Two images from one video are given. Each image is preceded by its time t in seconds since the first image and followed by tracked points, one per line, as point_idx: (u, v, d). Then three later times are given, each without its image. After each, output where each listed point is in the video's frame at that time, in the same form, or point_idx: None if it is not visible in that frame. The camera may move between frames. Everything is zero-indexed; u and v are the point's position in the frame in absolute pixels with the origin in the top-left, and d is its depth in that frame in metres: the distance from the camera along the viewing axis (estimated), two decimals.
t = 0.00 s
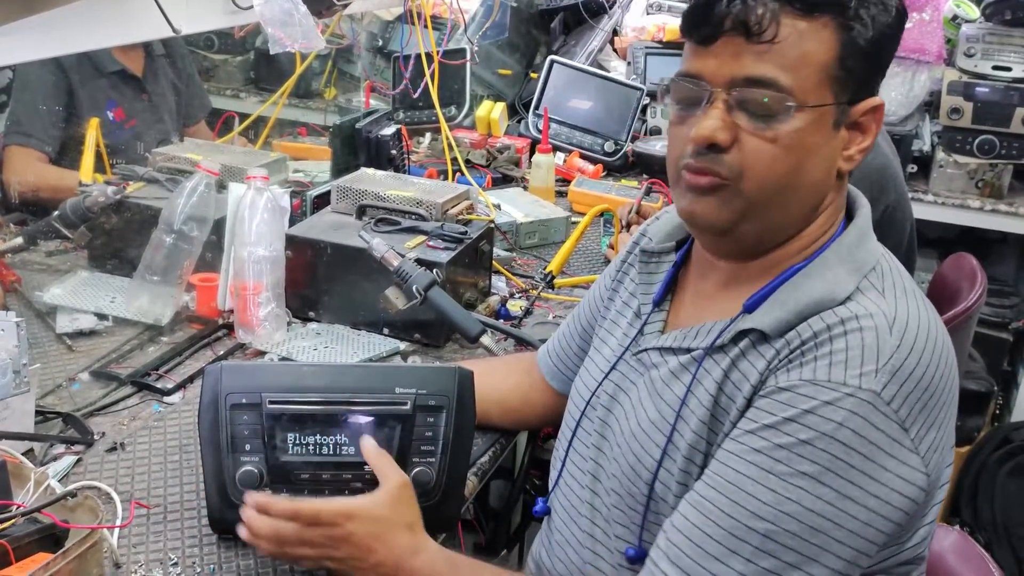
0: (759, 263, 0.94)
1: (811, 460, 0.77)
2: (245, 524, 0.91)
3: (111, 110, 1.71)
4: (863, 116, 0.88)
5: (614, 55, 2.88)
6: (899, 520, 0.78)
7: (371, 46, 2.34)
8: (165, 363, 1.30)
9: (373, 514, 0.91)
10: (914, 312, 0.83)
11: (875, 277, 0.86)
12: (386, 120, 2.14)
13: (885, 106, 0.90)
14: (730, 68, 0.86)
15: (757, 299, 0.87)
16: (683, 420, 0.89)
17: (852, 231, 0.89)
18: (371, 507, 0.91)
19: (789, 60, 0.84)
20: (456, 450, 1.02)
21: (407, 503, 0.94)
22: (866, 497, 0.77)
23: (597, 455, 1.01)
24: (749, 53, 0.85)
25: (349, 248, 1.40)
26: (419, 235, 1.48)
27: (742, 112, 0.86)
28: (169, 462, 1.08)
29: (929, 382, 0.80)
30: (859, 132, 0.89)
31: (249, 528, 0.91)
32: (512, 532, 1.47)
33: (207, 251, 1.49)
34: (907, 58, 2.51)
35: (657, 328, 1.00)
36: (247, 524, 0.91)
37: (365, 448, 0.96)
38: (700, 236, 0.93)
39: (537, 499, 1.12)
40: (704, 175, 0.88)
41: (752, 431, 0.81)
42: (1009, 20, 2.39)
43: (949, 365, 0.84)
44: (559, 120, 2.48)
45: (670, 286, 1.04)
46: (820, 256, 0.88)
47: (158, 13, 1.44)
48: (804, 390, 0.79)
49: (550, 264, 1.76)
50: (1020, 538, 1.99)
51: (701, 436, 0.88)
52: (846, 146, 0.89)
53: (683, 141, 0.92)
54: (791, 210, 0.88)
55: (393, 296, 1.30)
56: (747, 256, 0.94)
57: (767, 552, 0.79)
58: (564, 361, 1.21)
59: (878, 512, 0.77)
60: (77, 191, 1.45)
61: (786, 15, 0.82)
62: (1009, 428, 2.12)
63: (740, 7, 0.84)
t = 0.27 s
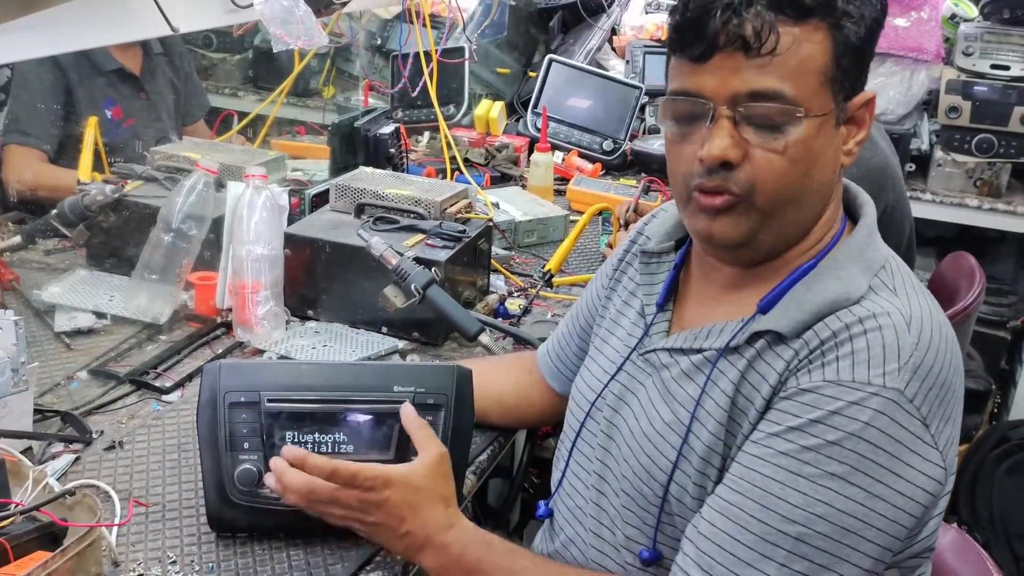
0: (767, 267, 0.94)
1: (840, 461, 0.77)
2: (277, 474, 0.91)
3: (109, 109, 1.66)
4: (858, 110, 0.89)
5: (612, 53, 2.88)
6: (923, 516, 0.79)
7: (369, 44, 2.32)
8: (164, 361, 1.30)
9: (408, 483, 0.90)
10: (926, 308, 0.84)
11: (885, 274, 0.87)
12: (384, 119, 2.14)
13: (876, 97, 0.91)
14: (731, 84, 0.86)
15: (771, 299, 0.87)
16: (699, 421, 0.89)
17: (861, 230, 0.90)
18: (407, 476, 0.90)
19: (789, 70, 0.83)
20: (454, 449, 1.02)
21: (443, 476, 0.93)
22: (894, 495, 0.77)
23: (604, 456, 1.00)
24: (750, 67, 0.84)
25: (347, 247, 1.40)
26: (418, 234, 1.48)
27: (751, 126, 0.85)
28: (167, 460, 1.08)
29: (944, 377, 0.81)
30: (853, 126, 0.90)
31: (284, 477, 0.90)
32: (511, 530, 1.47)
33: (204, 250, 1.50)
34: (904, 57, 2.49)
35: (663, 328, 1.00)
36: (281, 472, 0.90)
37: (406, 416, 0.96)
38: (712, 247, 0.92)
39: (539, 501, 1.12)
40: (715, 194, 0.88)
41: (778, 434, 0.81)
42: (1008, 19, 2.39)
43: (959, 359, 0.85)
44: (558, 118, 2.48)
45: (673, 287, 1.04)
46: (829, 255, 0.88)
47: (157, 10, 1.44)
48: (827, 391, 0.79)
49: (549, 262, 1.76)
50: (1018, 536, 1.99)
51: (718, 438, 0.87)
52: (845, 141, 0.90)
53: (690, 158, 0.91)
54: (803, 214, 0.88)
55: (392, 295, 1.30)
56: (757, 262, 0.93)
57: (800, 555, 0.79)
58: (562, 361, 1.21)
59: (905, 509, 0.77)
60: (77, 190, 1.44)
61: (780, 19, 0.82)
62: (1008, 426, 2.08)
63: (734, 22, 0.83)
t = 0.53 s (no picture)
0: (760, 256, 0.93)
1: (836, 463, 0.78)
2: (292, 527, 0.94)
3: (106, 106, 1.65)
4: (862, 117, 0.90)
5: (610, 51, 2.88)
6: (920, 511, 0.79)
7: (367, 42, 2.32)
8: (161, 358, 1.30)
9: (418, 522, 0.94)
10: (914, 303, 0.84)
11: (874, 271, 0.87)
12: (381, 117, 2.14)
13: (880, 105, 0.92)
14: (753, 53, 0.86)
15: (762, 294, 0.87)
16: (692, 422, 0.89)
17: (850, 225, 0.91)
18: (416, 516, 0.94)
19: (811, 50, 0.84)
20: (452, 445, 1.02)
21: (450, 514, 0.97)
22: (891, 493, 0.77)
23: (597, 456, 1.01)
24: (772, 41, 0.85)
25: (344, 244, 1.40)
26: (415, 231, 1.48)
27: (764, 101, 0.85)
28: (164, 457, 1.08)
29: (934, 372, 0.81)
30: (857, 131, 0.91)
31: (297, 530, 0.93)
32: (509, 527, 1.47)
33: (202, 247, 1.50)
34: (903, 55, 2.51)
35: (654, 325, 1.00)
36: (295, 527, 0.93)
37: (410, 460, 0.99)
38: (711, 224, 0.91)
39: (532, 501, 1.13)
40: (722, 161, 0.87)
41: (773, 438, 0.81)
42: (1005, 16, 2.41)
43: (949, 353, 0.86)
44: (556, 116, 2.48)
45: (663, 285, 1.04)
46: (820, 251, 0.88)
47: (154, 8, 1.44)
48: (820, 393, 0.79)
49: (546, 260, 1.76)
50: (1015, 534, 2.00)
51: (711, 438, 0.87)
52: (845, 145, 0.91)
53: (698, 124, 0.91)
54: (802, 202, 0.88)
55: (389, 292, 1.30)
56: (751, 248, 0.93)
57: (803, 559, 0.79)
58: (554, 358, 1.20)
59: (902, 507, 0.78)
60: (74, 187, 1.44)
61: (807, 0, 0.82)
62: (1004, 425, 2.11)
63: None
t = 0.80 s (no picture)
0: (750, 256, 0.94)
1: (827, 459, 0.78)
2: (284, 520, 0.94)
3: (100, 103, 1.76)
4: (853, 110, 0.90)
5: (603, 49, 2.89)
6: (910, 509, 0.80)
7: (360, 39, 2.36)
8: (153, 356, 1.30)
9: (409, 516, 0.95)
10: (905, 301, 0.85)
11: (865, 268, 0.88)
12: (375, 114, 2.10)
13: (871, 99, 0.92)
14: (738, 60, 0.86)
15: (755, 293, 0.88)
16: (684, 420, 0.89)
17: (841, 223, 0.91)
18: (407, 510, 0.95)
19: (794, 54, 0.84)
20: (445, 443, 1.02)
21: (442, 509, 0.98)
22: (881, 490, 0.78)
23: (589, 453, 1.01)
24: (756, 46, 0.85)
25: (337, 241, 1.40)
26: (408, 229, 1.48)
27: (752, 105, 0.86)
28: (157, 454, 1.08)
29: (926, 370, 0.82)
30: (847, 126, 0.91)
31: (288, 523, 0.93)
32: (502, 523, 1.48)
33: (194, 245, 1.49)
34: (894, 52, 2.52)
35: (645, 324, 1.01)
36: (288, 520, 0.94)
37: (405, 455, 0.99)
38: (702, 227, 0.92)
39: (525, 499, 1.13)
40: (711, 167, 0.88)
41: (764, 435, 0.82)
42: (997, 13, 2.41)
43: (939, 351, 0.86)
44: (549, 113, 2.49)
45: (654, 282, 1.04)
46: (811, 249, 0.89)
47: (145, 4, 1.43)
48: (813, 390, 0.80)
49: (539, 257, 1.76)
50: (1006, 529, 2.03)
51: (703, 436, 0.88)
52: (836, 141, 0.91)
53: (686, 130, 0.91)
54: (793, 202, 0.89)
55: (382, 289, 1.31)
56: (741, 248, 0.94)
57: (792, 555, 0.80)
58: (546, 356, 1.21)
59: (892, 504, 0.78)
60: (65, 186, 1.44)
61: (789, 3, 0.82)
62: (996, 420, 2.11)
63: None
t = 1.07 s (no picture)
0: (746, 258, 0.95)
1: (821, 455, 0.79)
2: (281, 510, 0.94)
3: (97, 105, 1.74)
4: (847, 112, 0.91)
5: (599, 50, 2.90)
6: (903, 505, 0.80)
7: (356, 41, 2.33)
8: (151, 357, 1.30)
9: (405, 505, 0.94)
10: (899, 299, 0.85)
11: (860, 267, 0.88)
12: (371, 115, 2.12)
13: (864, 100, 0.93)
14: (736, 61, 0.87)
15: (751, 293, 0.88)
16: (681, 419, 0.90)
17: (835, 223, 0.92)
18: (403, 499, 0.94)
19: (793, 55, 0.85)
20: (442, 443, 1.02)
21: (440, 498, 0.97)
22: (875, 486, 0.79)
23: (586, 453, 1.01)
24: (753, 47, 0.86)
25: (334, 242, 1.41)
26: (405, 230, 1.48)
27: (748, 107, 0.87)
28: (155, 456, 1.08)
29: (919, 367, 0.82)
30: (841, 127, 0.92)
31: (284, 514, 0.93)
32: (499, 524, 1.48)
33: (192, 246, 1.48)
34: (889, 53, 2.53)
35: (642, 324, 1.01)
36: (284, 511, 0.94)
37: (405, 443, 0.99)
38: (697, 232, 0.93)
39: (523, 501, 1.13)
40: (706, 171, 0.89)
41: (759, 432, 0.83)
42: (991, 14, 2.41)
43: (933, 349, 0.87)
44: (545, 114, 2.49)
45: (651, 284, 1.04)
46: (806, 249, 0.89)
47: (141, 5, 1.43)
48: (807, 387, 0.80)
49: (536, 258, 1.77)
50: (1002, 528, 2.02)
51: (700, 434, 0.88)
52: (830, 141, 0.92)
53: (682, 134, 0.92)
54: (788, 204, 0.89)
55: (379, 290, 1.31)
56: (737, 251, 0.94)
57: (787, 551, 0.81)
58: (542, 358, 1.21)
59: (885, 500, 0.79)
60: (63, 187, 1.45)
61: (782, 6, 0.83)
62: (992, 419, 2.13)
63: None
